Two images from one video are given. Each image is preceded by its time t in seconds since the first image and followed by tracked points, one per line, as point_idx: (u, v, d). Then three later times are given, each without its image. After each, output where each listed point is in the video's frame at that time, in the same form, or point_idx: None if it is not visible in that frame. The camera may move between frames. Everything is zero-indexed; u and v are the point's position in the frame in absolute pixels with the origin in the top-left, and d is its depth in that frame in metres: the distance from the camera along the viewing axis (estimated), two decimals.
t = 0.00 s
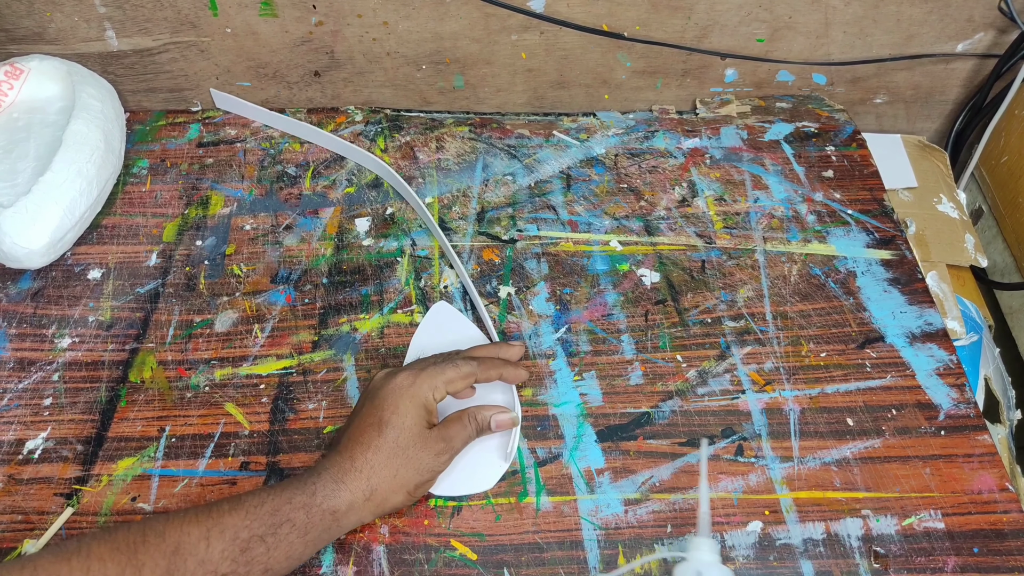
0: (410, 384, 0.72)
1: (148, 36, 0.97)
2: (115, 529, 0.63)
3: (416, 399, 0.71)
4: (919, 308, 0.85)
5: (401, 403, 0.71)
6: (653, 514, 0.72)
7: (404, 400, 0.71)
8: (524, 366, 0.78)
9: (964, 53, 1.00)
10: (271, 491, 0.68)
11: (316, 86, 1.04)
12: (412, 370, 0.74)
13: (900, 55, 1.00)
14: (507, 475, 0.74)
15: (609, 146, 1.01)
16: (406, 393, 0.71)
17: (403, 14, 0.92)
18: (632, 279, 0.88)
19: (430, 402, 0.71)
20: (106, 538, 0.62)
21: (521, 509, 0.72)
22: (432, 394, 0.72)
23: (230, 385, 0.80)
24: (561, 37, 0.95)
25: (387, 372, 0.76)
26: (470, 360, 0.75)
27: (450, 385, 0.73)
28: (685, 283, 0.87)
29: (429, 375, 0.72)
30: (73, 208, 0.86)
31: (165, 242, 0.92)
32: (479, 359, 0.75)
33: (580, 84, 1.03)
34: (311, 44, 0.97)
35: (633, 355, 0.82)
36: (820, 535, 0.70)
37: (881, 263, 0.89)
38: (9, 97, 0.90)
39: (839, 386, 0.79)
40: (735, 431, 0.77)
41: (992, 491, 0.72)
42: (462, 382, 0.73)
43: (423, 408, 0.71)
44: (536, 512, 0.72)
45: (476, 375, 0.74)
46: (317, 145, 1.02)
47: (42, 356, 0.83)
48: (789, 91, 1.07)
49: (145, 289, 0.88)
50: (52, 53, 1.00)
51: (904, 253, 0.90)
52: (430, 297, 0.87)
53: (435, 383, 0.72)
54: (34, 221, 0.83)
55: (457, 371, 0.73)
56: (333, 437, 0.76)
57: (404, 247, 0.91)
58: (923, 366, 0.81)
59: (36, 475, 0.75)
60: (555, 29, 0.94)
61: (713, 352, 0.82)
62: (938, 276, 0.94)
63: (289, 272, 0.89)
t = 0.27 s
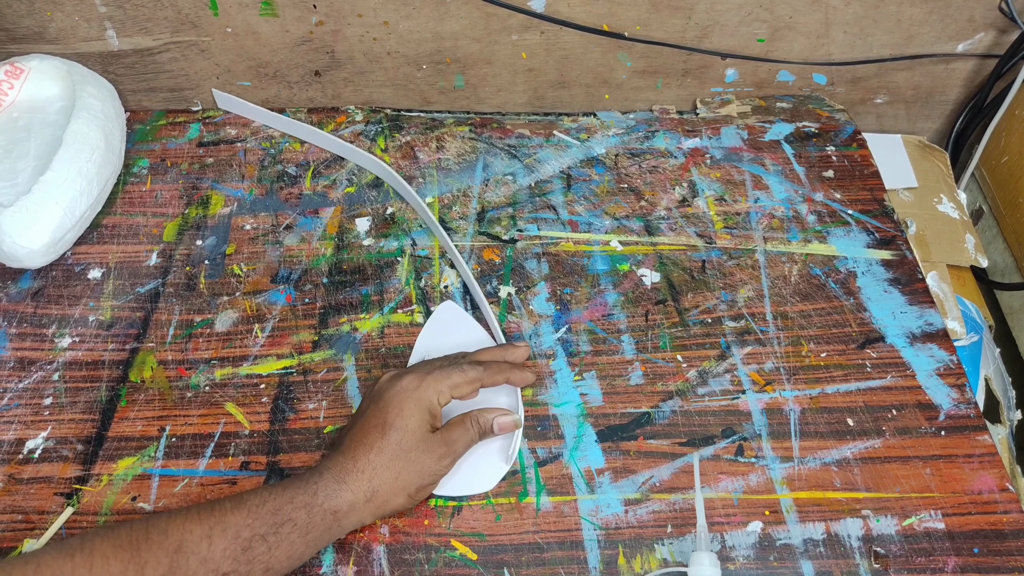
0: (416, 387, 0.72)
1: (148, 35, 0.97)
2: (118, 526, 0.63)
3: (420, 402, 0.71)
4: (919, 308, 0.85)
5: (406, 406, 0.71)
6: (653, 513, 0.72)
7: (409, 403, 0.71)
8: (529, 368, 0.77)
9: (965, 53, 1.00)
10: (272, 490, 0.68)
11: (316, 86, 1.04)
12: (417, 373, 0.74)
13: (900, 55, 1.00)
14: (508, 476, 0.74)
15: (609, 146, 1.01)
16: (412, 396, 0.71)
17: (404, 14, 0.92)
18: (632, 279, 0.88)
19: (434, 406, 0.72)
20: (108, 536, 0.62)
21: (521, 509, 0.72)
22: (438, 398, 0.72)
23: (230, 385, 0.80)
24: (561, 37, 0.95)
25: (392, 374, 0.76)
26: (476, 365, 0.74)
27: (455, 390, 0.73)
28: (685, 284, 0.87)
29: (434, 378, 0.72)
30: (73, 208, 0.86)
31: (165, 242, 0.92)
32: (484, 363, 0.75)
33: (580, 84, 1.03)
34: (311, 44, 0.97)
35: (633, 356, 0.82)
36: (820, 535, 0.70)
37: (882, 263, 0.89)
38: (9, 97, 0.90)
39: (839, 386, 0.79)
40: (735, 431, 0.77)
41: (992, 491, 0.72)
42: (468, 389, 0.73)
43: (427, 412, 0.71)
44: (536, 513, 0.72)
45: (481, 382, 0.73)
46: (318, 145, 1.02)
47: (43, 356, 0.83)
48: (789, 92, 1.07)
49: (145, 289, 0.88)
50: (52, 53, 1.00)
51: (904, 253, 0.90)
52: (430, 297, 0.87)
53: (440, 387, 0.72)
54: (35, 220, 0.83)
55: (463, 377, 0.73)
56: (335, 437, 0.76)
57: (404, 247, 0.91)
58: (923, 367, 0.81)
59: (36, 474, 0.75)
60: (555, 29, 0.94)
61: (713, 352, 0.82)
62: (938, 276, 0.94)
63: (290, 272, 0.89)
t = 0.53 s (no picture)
0: (414, 388, 0.72)
1: (148, 35, 0.97)
2: (117, 526, 0.63)
3: (419, 403, 0.71)
4: (919, 308, 0.85)
5: (405, 407, 0.71)
6: (653, 514, 0.72)
7: (407, 404, 0.71)
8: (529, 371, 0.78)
9: (965, 53, 1.00)
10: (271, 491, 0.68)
11: (316, 86, 1.04)
12: (416, 374, 0.74)
13: (900, 55, 1.00)
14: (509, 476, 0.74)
15: (609, 146, 1.01)
16: (410, 397, 0.71)
17: (403, 14, 0.92)
18: (632, 279, 0.88)
19: (433, 406, 0.72)
20: (107, 536, 0.62)
21: (521, 509, 0.72)
22: (436, 399, 0.72)
23: (230, 385, 0.80)
24: (561, 37, 0.95)
25: (390, 375, 0.76)
26: (475, 365, 0.74)
27: (453, 391, 0.73)
28: (685, 284, 0.87)
29: (432, 379, 0.72)
30: (73, 208, 0.86)
31: (165, 242, 0.92)
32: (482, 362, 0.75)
33: (580, 84, 1.03)
34: (311, 44, 0.97)
35: (633, 356, 0.82)
36: (820, 536, 0.70)
37: (882, 263, 0.89)
38: (9, 97, 0.90)
39: (839, 386, 0.79)
40: (735, 431, 0.77)
41: (992, 491, 0.72)
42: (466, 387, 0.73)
43: (426, 413, 0.71)
44: (536, 513, 0.72)
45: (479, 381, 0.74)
46: (318, 145, 1.02)
47: (42, 356, 0.83)
48: (789, 91, 1.07)
49: (145, 289, 0.88)
50: (52, 53, 1.00)
51: (904, 253, 0.90)
52: (430, 297, 0.87)
53: (438, 388, 0.72)
54: (35, 220, 0.83)
55: (461, 377, 0.73)
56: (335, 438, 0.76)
57: (404, 247, 0.91)
58: (923, 367, 0.81)
59: (36, 475, 0.75)
60: (555, 29, 0.94)
61: (713, 353, 0.82)
62: (938, 276, 0.94)
63: (289, 272, 0.89)
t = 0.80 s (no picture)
0: (417, 391, 0.72)
1: (148, 36, 0.97)
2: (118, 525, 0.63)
3: (421, 405, 0.71)
4: (919, 308, 0.85)
5: (407, 408, 0.71)
6: (652, 514, 0.72)
7: (410, 406, 0.71)
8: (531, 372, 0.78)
9: (964, 53, 1.00)
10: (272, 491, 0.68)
11: (316, 86, 1.04)
12: (419, 377, 0.74)
13: (900, 55, 1.00)
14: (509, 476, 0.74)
15: (609, 146, 1.01)
16: (413, 399, 0.71)
17: (404, 14, 0.92)
18: (632, 280, 0.88)
19: (435, 409, 0.72)
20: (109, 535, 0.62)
21: (521, 509, 0.72)
22: (439, 402, 0.72)
23: (230, 385, 0.81)
24: (561, 37, 0.95)
25: (393, 376, 0.76)
26: (479, 370, 0.74)
27: (456, 395, 0.73)
28: (685, 284, 0.87)
29: (436, 383, 0.72)
30: (73, 208, 0.86)
31: (165, 242, 0.92)
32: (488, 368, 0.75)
33: (580, 84, 1.03)
34: (311, 44, 0.97)
35: (633, 356, 0.82)
36: (820, 535, 0.70)
37: (881, 263, 0.89)
38: (9, 97, 0.90)
39: (839, 386, 0.79)
40: (735, 431, 0.77)
41: (992, 491, 0.72)
42: (469, 393, 0.73)
43: (428, 415, 0.71)
44: (535, 513, 0.72)
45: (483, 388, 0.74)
46: (318, 145, 1.02)
47: (42, 356, 0.83)
48: (789, 91, 1.07)
49: (145, 289, 0.88)
50: (52, 53, 1.00)
51: (904, 253, 0.90)
52: (430, 297, 0.87)
53: (441, 391, 0.72)
54: (35, 220, 0.83)
55: (465, 381, 0.73)
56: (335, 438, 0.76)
57: (404, 248, 0.91)
58: (923, 366, 0.81)
59: (36, 475, 0.75)
60: (555, 29, 0.94)
61: (713, 352, 0.82)
62: (938, 276, 0.94)
63: (289, 272, 0.89)
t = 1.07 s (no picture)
0: (420, 392, 0.72)
1: (148, 36, 0.97)
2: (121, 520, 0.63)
3: (425, 406, 0.71)
4: (919, 308, 0.85)
5: (409, 409, 0.71)
6: (653, 514, 0.72)
7: (413, 406, 0.71)
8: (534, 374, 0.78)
9: (964, 53, 1.00)
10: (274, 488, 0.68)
11: (316, 86, 1.04)
12: (422, 378, 0.74)
13: (900, 55, 1.00)
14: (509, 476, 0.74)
15: (609, 146, 1.01)
16: (416, 400, 0.71)
17: (404, 14, 0.92)
18: (632, 280, 0.88)
19: (438, 410, 0.71)
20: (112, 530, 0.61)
21: (521, 509, 0.72)
22: (442, 403, 0.71)
23: (230, 385, 0.81)
24: (561, 37, 0.95)
25: (396, 376, 0.76)
26: (482, 370, 0.74)
27: (459, 396, 0.72)
28: (685, 284, 0.87)
29: (439, 384, 0.72)
30: (73, 208, 0.86)
31: (165, 243, 0.92)
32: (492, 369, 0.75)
33: (580, 84, 1.03)
34: (311, 44, 0.97)
35: (633, 356, 0.82)
36: (820, 535, 0.70)
37: (881, 263, 0.89)
38: (9, 97, 0.90)
39: (839, 386, 0.79)
40: (735, 431, 0.77)
41: (992, 491, 0.72)
42: (472, 394, 0.73)
43: (431, 416, 0.71)
44: (535, 513, 0.72)
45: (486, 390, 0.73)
46: (318, 145, 1.02)
47: (43, 356, 0.83)
48: (789, 91, 1.07)
49: (145, 290, 0.88)
50: (52, 53, 1.00)
51: (904, 253, 0.90)
52: (430, 297, 0.87)
53: (444, 393, 0.72)
54: (35, 221, 0.83)
55: (468, 383, 0.73)
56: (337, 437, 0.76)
57: (404, 248, 0.91)
58: (923, 366, 0.81)
59: (36, 475, 0.75)
60: (555, 29, 0.94)
61: (713, 353, 0.82)
62: (937, 276, 0.94)
63: (289, 272, 0.89)
